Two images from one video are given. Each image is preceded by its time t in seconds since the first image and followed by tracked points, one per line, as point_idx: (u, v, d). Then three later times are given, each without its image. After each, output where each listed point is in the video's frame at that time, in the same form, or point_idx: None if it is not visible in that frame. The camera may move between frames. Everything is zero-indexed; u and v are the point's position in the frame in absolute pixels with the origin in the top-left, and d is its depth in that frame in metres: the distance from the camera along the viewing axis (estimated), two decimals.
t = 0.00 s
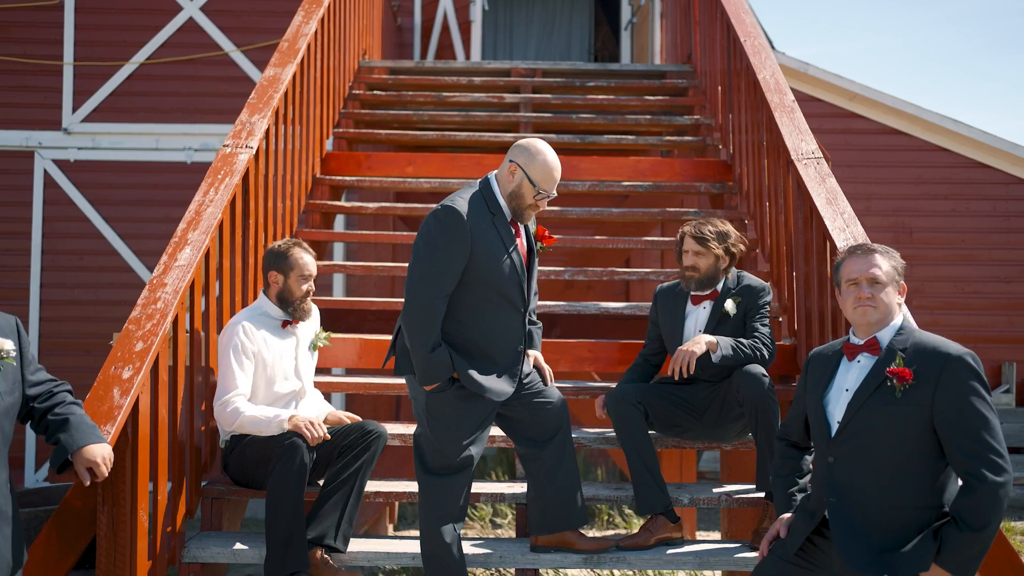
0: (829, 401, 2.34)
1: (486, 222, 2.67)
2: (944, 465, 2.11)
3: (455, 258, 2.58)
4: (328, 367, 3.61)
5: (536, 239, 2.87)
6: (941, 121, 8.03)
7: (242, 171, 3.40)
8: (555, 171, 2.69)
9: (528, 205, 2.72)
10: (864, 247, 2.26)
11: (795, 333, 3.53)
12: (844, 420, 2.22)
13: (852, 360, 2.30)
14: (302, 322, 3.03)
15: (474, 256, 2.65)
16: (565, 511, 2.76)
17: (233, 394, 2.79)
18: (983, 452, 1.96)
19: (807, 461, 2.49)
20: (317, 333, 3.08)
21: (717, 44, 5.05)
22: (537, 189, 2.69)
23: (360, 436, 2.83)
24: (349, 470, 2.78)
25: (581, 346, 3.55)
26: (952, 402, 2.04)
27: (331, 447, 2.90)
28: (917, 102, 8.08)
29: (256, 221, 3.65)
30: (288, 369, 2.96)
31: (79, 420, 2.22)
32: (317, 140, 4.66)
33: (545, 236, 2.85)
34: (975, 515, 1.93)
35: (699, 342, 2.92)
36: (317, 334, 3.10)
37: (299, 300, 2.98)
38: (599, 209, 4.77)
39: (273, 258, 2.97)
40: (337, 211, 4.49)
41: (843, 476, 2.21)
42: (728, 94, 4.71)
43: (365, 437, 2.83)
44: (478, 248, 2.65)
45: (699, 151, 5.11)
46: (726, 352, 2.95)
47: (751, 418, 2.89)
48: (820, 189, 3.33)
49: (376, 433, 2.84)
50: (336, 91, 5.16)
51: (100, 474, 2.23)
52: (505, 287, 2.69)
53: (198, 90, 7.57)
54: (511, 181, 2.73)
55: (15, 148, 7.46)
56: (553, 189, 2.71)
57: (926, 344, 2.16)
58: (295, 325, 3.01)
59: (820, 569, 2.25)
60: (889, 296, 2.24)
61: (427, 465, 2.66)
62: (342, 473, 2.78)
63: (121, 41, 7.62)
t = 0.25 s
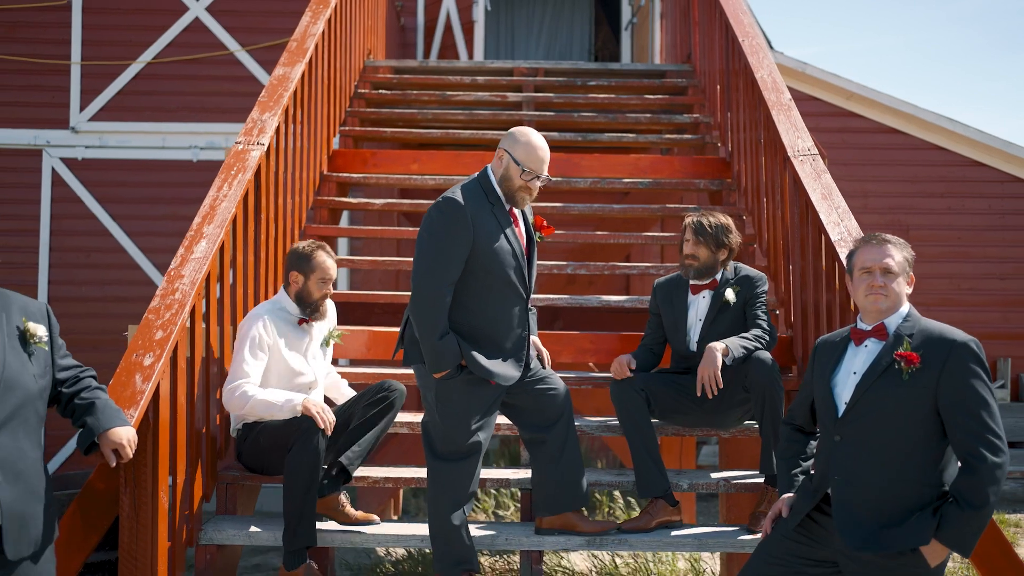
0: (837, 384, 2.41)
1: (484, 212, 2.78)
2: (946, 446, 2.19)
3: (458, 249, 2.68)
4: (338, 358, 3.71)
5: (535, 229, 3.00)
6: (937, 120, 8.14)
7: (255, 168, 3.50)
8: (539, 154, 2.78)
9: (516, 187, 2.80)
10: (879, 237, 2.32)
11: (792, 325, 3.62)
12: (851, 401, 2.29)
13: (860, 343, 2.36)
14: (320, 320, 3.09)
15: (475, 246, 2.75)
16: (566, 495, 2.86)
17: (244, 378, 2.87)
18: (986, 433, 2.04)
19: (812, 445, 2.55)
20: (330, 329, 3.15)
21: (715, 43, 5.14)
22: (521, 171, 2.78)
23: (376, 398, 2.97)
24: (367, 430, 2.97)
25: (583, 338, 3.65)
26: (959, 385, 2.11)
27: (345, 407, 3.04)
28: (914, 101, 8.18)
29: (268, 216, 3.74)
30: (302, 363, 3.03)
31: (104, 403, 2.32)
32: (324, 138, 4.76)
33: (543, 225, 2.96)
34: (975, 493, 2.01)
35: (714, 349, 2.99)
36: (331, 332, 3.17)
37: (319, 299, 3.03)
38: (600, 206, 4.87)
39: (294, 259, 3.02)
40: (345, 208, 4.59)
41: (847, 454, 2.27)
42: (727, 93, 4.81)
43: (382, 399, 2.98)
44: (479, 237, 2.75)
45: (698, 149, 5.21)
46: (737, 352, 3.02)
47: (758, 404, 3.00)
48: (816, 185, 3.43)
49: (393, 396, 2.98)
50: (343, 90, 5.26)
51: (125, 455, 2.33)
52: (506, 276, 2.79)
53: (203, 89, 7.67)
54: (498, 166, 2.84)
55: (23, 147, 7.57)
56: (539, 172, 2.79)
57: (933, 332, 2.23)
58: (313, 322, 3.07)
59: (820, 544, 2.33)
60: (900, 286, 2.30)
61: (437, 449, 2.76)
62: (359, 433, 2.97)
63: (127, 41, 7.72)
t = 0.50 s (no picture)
0: (835, 371, 2.46)
1: (478, 203, 2.89)
2: (939, 432, 2.24)
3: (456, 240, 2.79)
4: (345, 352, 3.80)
5: (530, 219, 3.12)
6: (931, 120, 8.25)
7: (265, 166, 3.59)
8: (516, 135, 2.90)
9: (499, 170, 2.93)
10: (874, 233, 2.38)
11: (787, 320, 3.72)
12: (848, 388, 2.34)
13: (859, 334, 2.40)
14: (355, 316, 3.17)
15: (472, 236, 2.85)
16: (565, 481, 2.97)
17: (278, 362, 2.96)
18: (975, 421, 2.09)
19: (810, 432, 2.58)
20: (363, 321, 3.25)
21: (713, 45, 5.24)
22: (500, 153, 2.91)
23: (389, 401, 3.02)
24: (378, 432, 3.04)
25: (584, 332, 3.75)
26: (954, 373, 2.16)
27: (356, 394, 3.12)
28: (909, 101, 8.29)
29: (277, 213, 3.84)
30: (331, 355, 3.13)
31: (125, 393, 2.41)
32: (329, 138, 4.85)
33: (539, 214, 3.08)
34: (964, 477, 2.08)
35: (714, 335, 3.12)
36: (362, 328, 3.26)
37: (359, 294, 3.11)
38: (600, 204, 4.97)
39: (340, 252, 3.13)
40: (350, 206, 4.68)
41: (843, 440, 2.33)
42: (725, 94, 4.92)
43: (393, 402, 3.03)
44: (476, 227, 2.86)
45: (696, 149, 5.31)
46: (737, 340, 3.13)
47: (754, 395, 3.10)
48: (811, 183, 3.53)
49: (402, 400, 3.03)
50: (347, 90, 5.36)
51: (146, 442, 2.42)
52: (504, 263, 2.90)
53: (208, 90, 7.77)
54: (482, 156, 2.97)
55: (31, 146, 7.67)
56: (520, 153, 2.91)
57: (928, 323, 2.27)
58: (348, 317, 3.15)
59: (816, 526, 2.40)
60: (898, 279, 2.36)
61: (446, 438, 2.85)
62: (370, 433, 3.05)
63: (132, 42, 7.82)
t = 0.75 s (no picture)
0: (832, 366, 2.50)
1: (474, 200, 2.96)
2: (933, 426, 2.29)
3: (455, 238, 2.84)
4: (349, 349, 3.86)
5: (529, 215, 3.17)
6: (928, 121, 8.31)
7: (271, 166, 3.65)
8: (505, 130, 2.97)
9: (490, 165, 2.99)
10: (872, 231, 2.42)
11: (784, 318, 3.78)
12: (844, 383, 2.38)
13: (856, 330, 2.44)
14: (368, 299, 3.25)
15: (470, 233, 2.90)
16: (568, 474, 3.02)
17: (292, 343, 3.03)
18: (968, 416, 2.14)
19: (807, 427, 2.64)
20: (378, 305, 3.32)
21: (712, 47, 5.29)
22: (490, 148, 2.97)
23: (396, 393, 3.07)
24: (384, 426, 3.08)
25: (584, 329, 3.80)
26: (948, 370, 2.20)
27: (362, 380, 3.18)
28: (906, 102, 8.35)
29: (282, 213, 3.90)
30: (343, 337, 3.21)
31: (136, 387, 2.47)
32: (332, 138, 4.91)
33: (538, 212, 3.14)
34: (955, 471, 2.12)
35: (712, 332, 3.17)
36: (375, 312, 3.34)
37: (373, 277, 3.17)
38: (600, 204, 5.02)
39: (358, 235, 3.19)
40: (353, 205, 4.74)
41: (839, 434, 2.37)
42: (723, 96, 4.98)
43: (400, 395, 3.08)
44: (472, 224, 2.92)
45: (695, 149, 5.37)
46: (735, 337, 3.19)
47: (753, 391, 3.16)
48: (807, 184, 3.59)
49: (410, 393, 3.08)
50: (350, 91, 5.41)
51: (156, 436, 2.47)
52: (502, 258, 2.96)
53: (210, 90, 7.82)
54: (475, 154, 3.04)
55: (34, 146, 7.73)
56: (511, 148, 2.98)
57: (923, 320, 2.32)
58: (362, 299, 3.23)
59: (812, 518, 2.45)
60: (894, 277, 2.40)
61: (451, 432, 2.91)
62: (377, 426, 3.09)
63: (135, 42, 7.87)
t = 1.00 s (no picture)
0: (830, 362, 2.54)
1: (474, 198, 3.01)
2: (928, 422, 2.34)
3: (455, 235, 2.89)
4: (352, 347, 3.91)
5: (530, 213, 3.22)
6: (927, 121, 8.36)
7: (276, 166, 3.70)
8: (501, 128, 3.02)
9: (488, 163, 3.04)
10: (871, 230, 2.46)
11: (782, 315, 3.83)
12: (841, 379, 2.43)
13: (854, 327, 2.49)
14: (375, 283, 3.36)
15: (470, 230, 2.95)
16: (570, 470, 3.07)
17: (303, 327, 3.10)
18: (962, 411, 2.18)
19: (806, 422, 2.68)
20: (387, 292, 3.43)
21: (712, 47, 5.34)
22: (487, 147, 3.03)
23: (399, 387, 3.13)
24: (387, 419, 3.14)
25: (585, 327, 3.85)
26: (943, 365, 2.24)
27: (366, 368, 3.24)
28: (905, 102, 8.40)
29: (286, 212, 3.94)
30: (351, 321, 3.32)
31: (147, 383, 2.52)
32: (335, 139, 4.95)
33: (538, 210, 3.19)
34: (950, 465, 2.17)
35: (712, 331, 3.21)
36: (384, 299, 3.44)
37: (383, 261, 3.27)
38: (600, 204, 5.07)
39: (368, 220, 3.28)
40: (356, 205, 4.79)
41: (836, 428, 2.42)
42: (722, 96, 5.03)
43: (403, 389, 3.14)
44: (472, 222, 2.97)
45: (695, 149, 5.41)
46: (734, 336, 3.23)
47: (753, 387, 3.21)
48: (805, 183, 3.64)
49: (412, 388, 3.14)
50: (353, 92, 5.46)
51: (167, 430, 2.52)
52: (503, 255, 3.01)
53: (213, 91, 7.87)
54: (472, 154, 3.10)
55: (38, 147, 7.78)
56: (507, 145, 3.03)
57: (919, 316, 2.36)
58: (370, 283, 3.33)
59: (810, 511, 2.50)
60: (892, 275, 2.45)
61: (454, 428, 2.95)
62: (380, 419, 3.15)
63: (138, 43, 7.92)
